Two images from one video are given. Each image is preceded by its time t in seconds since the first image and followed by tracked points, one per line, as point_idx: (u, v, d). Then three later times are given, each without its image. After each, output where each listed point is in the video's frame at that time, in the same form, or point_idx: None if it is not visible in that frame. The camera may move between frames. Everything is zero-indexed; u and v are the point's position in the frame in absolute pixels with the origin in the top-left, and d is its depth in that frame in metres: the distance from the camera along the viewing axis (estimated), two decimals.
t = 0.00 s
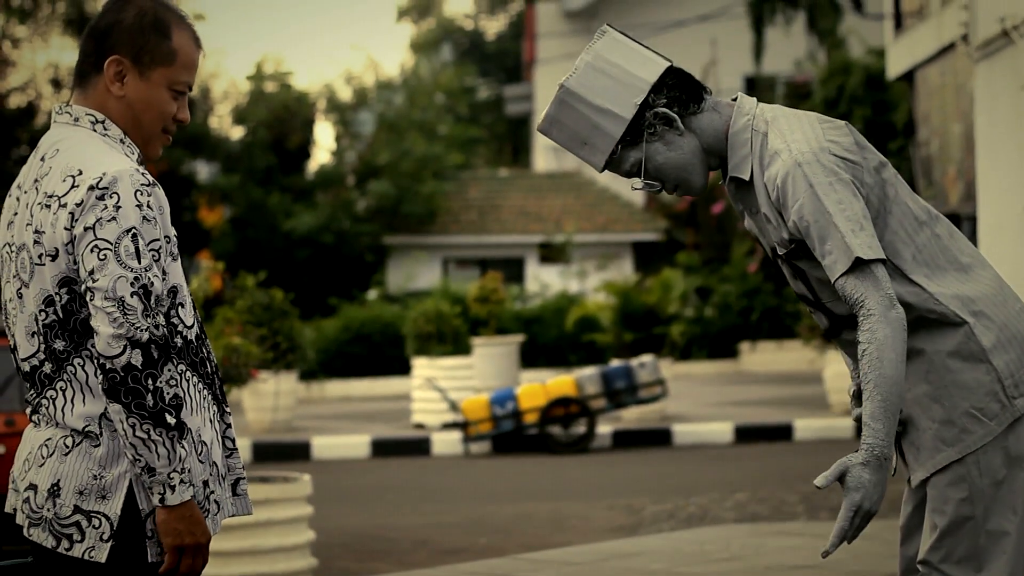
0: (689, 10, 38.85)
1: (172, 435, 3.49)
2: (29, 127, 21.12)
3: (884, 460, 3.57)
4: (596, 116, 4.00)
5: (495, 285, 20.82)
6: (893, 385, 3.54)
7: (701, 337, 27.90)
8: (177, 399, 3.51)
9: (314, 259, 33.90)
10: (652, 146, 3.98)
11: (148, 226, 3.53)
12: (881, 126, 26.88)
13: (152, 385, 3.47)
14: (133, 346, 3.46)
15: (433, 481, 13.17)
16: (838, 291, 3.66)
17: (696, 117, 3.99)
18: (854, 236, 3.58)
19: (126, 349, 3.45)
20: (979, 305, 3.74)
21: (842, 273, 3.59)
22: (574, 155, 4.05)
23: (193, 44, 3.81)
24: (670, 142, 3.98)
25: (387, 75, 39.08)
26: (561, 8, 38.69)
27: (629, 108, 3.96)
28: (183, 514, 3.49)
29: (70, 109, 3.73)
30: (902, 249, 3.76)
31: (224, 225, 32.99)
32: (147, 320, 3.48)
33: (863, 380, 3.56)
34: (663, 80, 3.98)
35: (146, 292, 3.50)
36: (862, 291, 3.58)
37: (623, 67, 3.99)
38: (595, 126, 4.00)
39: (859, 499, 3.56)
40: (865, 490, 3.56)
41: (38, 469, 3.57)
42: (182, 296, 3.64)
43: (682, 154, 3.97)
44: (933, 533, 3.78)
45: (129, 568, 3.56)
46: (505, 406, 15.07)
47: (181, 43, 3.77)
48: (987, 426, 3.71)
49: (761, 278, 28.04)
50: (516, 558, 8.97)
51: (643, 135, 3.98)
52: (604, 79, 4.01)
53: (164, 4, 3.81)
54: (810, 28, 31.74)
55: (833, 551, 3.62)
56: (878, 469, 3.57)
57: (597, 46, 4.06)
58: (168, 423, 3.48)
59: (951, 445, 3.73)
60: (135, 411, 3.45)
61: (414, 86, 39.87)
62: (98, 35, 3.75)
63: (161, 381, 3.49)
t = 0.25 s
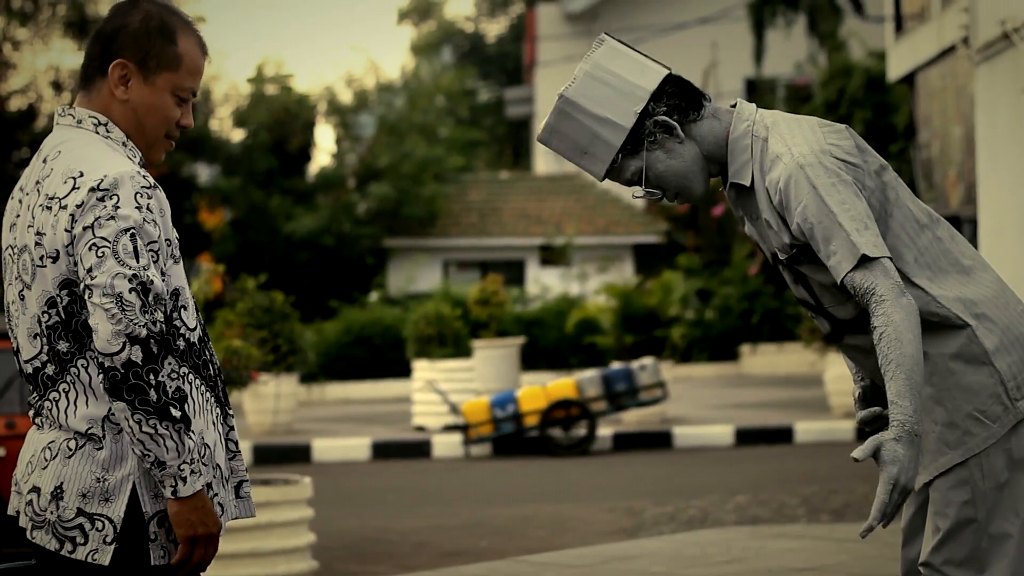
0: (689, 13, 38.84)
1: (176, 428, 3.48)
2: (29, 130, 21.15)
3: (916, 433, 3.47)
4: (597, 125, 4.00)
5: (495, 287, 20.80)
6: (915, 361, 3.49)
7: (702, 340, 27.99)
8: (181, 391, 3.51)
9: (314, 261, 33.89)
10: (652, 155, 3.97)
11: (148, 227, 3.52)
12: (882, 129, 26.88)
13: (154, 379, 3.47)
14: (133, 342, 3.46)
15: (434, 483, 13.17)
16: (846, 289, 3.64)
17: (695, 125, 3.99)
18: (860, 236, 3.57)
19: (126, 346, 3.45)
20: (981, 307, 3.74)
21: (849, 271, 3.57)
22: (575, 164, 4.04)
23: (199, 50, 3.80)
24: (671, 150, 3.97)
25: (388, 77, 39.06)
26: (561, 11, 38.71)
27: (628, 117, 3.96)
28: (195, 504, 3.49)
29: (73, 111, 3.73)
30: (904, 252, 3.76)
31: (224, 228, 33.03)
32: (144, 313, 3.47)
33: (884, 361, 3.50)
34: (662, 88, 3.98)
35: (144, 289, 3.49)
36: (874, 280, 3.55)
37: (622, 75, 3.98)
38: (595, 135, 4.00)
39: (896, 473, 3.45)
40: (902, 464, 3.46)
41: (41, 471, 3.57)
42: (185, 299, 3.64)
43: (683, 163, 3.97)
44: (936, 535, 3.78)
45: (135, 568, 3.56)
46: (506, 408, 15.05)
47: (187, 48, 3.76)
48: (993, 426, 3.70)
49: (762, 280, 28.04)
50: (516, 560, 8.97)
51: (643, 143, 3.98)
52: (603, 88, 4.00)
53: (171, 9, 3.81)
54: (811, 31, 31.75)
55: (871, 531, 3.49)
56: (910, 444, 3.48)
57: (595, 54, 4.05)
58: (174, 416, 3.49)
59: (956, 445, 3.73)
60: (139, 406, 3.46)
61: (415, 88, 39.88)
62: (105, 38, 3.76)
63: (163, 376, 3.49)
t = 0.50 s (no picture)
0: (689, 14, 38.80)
1: (176, 370, 3.51)
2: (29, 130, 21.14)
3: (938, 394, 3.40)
4: (597, 132, 3.99)
5: (495, 287, 20.81)
6: (928, 326, 3.45)
7: (702, 340, 28.00)
8: (167, 341, 3.51)
9: (314, 262, 33.90)
10: (652, 161, 3.97)
11: (122, 212, 3.51)
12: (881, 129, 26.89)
13: (128, 341, 3.45)
14: (95, 312, 3.43)
15: (433, 484, 13.17)
16: (850, 283, 3.61)
17: (695, 130, 3.99)
18: (864, 227, 3.55)
19: (89, 318, 3.43)
20: (982, 308, 3.73)
21: (854, 263, 3.54)
22: (574, 171, 4.03)
23: (221, 82, 3.81)
24: (671, 156, 3.97)
25: (387, 78, 39.04)
26: (561, 12, 38.71)
27: (628, 123, 3.95)
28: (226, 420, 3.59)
29: (80, 111, 3.75)
30: (905, 251, 3.75)
31: (224, 229, 33.03)
32: (99, 282, 3.43)
33: (898, 329, 3.44)
34: (661, 93, 3.98)
35: (107, 261, 3.46)
36: (880, 261, 3.52)
37: (621, 82, 3.98)
38: (595, 142, 3.99)
39: (925, 426, 3.37)
40: (929, 417, 3.38)
41: (41, 473, 3.58)
42: (182, 303, 3.66)
43: (683, 168, 3.97)
44: (936, 536, 3.77)
45: (137, 564, 3.58)
46: (505, 409, 15.05)
47: (209, 76, 3.77)
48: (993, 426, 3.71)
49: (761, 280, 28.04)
50: (515, 561, 8.97)
51: (643, 150, 3.97)
52: (602, 95, 3.99)
53: (204, 32, 3.82)
54: (811, 32, 31.77)
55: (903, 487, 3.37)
56: (935, 402, 3.40)
57: (594, 62, 4.04)
58: (162, 363, 3.49)
59: (959, 443, 3.73)
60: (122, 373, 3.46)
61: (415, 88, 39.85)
62: (132, 48, 3.78)
63: (136, 334, 3.46)
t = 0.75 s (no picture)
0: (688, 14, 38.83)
1: (155, 329, 3.53)
2: (28, 131, 21.13)
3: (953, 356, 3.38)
4: (596, 137, 3.99)
5: (495, 288, 20.80)
6: (936, 301, 3.43)
7: (701, 341, 28.06)
8: (143, 306, 3.53)
9: (314, 263, 33.90)
10: (651, 164, 3.97)
11: (107, 204, 3.54)
12: (881, 131, 26.90)
13: (107, 315, 3.48)
14: (71, 294, 3.46)
15: (432, 485, 13.17)
16: (851, 277, 3.60)
17: (694, 133, 3.99)
18: (864, 221, 3.54)
19: (66, 301, 3.46)
20: (982, 309, 3.73)
21: (855, 255, 3.53)
22: (573, 174, 4.03)
23: (227, 96, 3.83)
24: (669, 159, 3.97)
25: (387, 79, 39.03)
26: (560, 13, 38.70)
27: (627, 127, 3.95)
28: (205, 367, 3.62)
29: (82, 111, 3.79)
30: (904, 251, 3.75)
31: (224, 230, 33.02)
32: (77, 266, 3.45)
33: (906, 306, 3.43)
34: (659, 97, 3.98)
35: (85, 247, 3.47)
36: (882, 247, 3.51)
37: (619, 85, 3.98)
38: (594, 145, 4.00)
39: (949, 385, 3.35)
40: (951, 378, 3.36)
41: (34, 472, 3.61)
42: (177, 307, 3.76)
43: (682, 171, 3.97)
44: (936, 537, 3.77)
45: (128, 564, 3.61)
46: (505, 410, 15.05)
47: (214, 88, 3.79)
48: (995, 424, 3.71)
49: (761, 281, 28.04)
50: (515, 562, 8.98)
51: (642, 153, 3.97)
52: (599, 97, 4.00)
53: (216, 42, 3.85)
54: (810, 33, 31.78)
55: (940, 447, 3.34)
56: (954, 367, 3.39)
57: (592, 66, 4.04)
58: (144, 322, 3.52)
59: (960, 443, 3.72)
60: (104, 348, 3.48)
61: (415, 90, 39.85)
62: (140, 52, 3.82)
63: (114, 307, 3.48)
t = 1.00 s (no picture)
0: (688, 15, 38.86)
1: (152, 357, 3.54)
2: (28, 132, 21.13)
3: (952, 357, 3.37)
4: (595, 137, 4.00)
5: (495, 289, 20.82)
6: (936, 303, 3.43)
7: (701, 341, 28.11)
8: (144, 334, 3.54)
9: (313, 263, 33.93)
10: (650, 164, 3.97)
11: (108, 218, 3.55)
12: (881, 131, 26.93)
13: (113, 343, 3.50)
14: (81, 321, 3.48)
15: (432, 486, 13.17)
16: (851, 278, 3.60)
17: (694, 133, 4.00)
18: (863, 221, 3.55)
19: (75, 325, 3.48)
20: (980, 309, 3.74)
21: (855, 256, 3.53)
22: (573, 174, 4.04)
23: (214, 78, 3.87)
24: (669, 159, 3.98)
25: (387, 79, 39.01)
26: (560, 13, 38.71)
27: (627, 127, 3.96)
28: (188, 408, 3.61)
29: (71, 114, 3.79)
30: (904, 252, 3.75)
31: (224, 230, 33.01)
32: (88, 293, 3.47)
33: (907, 305, 3.42)
34: (658, 97, 3.99)
35: (95, 271, 3.49)
36: (881, 248, 3.52)
37: (619, 85, 3.99)
38: (593, 145, 4.01)
39: (952, 383, 3.33)
40: (953, 377, 3.34)
41: (34, 474, 3.64)
42: (173, 312, 3.74)
43: (681, 171, 3.98)
44: (936, 540, 3.77)
45: (133, 563, 3.65)
46: (505, 410, 15.05)
47: (200, 73, 3.83)
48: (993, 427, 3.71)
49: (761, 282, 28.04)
50: (514, 563, 8.98)
51: (641, 153, 3.98)
52: (599, 98, 4.01)
53: (193, 28, 3.87)
54: (810, 33, 31.79)
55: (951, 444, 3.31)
56: (956, 366, 3.37)
57: (592, 66, 4.05)
58: (146, 350, 3.53)
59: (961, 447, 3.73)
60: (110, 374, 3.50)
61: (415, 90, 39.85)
62: (121, 48, 3.83)
63: (120, 335, 3.51)
